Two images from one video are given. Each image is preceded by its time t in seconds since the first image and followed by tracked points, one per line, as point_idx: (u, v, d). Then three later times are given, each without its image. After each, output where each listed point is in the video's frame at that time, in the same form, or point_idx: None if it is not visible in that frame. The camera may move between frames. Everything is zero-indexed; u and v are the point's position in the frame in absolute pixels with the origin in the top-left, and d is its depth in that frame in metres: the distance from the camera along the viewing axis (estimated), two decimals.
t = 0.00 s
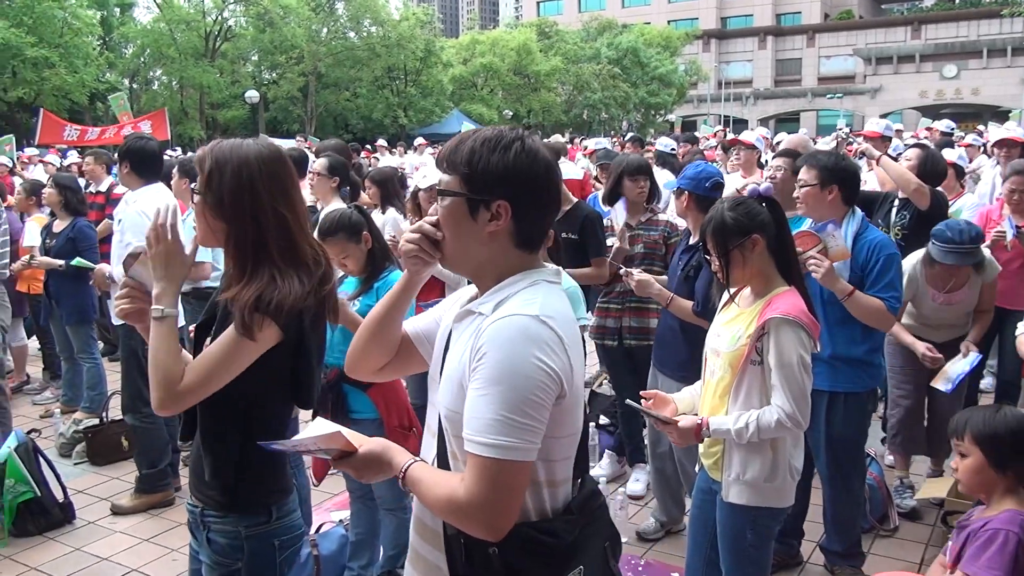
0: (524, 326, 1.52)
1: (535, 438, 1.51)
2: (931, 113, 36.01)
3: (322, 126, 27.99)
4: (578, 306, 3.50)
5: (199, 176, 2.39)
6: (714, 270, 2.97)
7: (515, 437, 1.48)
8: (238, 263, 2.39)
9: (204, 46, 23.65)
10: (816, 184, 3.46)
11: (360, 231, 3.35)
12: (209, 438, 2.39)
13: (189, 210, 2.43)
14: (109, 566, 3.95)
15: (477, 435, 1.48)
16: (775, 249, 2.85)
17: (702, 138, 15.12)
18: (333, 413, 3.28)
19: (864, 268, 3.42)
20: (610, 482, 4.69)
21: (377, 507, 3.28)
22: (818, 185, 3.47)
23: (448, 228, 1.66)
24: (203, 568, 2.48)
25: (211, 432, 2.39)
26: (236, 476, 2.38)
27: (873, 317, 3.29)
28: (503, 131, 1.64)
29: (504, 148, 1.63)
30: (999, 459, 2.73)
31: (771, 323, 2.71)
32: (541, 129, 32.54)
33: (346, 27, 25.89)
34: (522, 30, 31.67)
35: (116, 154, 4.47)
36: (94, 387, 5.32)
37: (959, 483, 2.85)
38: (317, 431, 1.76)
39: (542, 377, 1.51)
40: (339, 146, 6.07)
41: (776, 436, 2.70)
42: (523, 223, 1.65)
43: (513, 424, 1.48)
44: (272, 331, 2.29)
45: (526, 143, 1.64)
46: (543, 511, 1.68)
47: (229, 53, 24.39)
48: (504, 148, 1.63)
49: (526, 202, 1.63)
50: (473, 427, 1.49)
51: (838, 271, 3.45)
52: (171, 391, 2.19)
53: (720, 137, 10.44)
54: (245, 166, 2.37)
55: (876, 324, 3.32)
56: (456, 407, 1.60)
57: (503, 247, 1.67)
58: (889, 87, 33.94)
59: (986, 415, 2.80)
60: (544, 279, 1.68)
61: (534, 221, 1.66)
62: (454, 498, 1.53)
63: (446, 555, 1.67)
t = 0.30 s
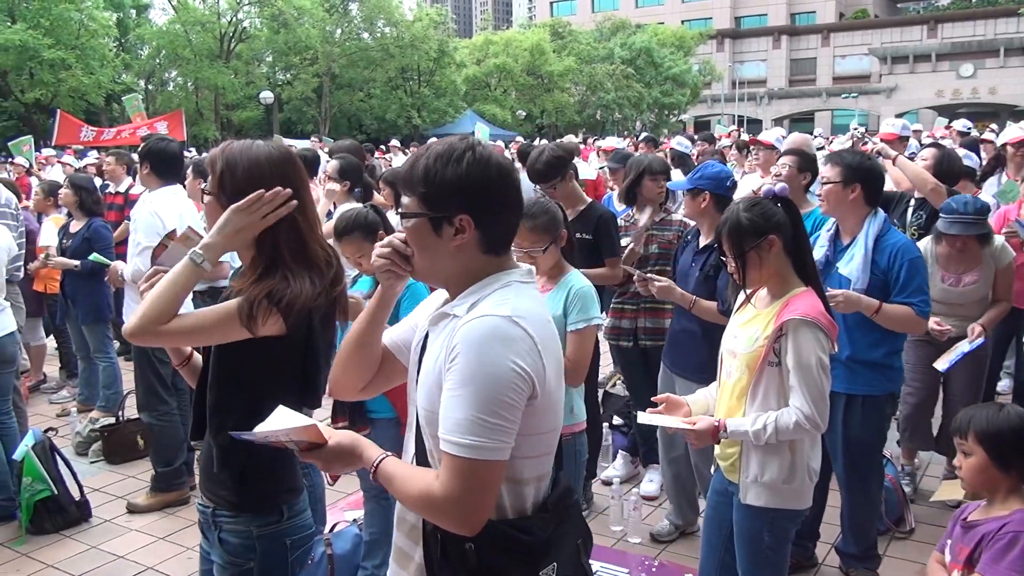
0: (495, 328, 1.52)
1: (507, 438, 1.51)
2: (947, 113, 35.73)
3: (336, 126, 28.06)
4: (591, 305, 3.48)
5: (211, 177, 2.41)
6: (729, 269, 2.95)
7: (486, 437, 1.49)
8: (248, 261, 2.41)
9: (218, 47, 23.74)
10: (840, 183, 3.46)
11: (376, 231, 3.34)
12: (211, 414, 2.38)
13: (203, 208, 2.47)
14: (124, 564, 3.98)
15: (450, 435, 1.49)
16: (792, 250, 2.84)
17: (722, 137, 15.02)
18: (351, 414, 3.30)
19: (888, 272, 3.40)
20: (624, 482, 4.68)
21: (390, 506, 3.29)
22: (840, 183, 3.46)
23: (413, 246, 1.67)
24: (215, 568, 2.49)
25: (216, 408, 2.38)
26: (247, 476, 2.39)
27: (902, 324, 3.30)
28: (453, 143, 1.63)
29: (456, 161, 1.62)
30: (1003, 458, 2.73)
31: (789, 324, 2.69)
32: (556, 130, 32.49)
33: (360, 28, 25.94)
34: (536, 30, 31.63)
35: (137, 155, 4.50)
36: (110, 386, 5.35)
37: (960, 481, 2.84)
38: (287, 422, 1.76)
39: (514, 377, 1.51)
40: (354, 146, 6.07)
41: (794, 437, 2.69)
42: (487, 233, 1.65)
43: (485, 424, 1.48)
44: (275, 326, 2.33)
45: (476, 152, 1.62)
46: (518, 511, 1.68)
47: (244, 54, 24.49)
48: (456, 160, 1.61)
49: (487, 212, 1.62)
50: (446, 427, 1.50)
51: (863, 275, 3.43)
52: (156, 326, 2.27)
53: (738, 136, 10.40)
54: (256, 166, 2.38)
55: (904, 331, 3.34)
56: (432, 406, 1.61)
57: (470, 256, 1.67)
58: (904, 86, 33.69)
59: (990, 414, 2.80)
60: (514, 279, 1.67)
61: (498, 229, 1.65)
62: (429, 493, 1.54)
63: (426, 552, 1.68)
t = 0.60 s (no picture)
0: (491, 318, 1.52)
1: (519, 422, 1.53)
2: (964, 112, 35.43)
3: (351, 126, 28.16)
4: (606, 304, 3.48)
5: (227, 174, 2.41)
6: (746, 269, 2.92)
7: (502, 423, 1.50)
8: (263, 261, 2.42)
9: (235, 48, 23.85)
10: (862, 185, 3.43)
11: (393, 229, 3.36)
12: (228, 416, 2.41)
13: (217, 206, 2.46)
14: (141, 561, 4.01)
15: (461, 427, 1.50)
16: (813, 250, 2.82)
17: (738, 137, 14.95)
18: (369, 415, 3.45)
19: (908, 275, 3.39)
20: (639, 483, 4.68)
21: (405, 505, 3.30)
22: (861, 187, 3.44)
23: (386, 241, 1.65)
24: (228, 566, 2.51)
25: (232, 413, 2.41)
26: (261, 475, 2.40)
27: (922, 326, 3.28)
28: (422, 139, 1.61)
29: (425, 158, 1.61)
30: None
31: (812, 326, 2.68)
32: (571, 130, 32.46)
33: (375, 28, 26.00)
34: (550, 30, 31.61)
35: (155, 156, 4.54)
36: (127, 385, 5.39)
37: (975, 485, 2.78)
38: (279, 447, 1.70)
39: (518, 362, 1.52)
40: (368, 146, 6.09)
41: (815, 439, 2.67)
42: (462, 225, 1.64)
43: (499, 411, 1.49)
44: (291, 329, 2.33)
45: (446, 147, 1.62)
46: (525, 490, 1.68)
47: (260, 55, 24.60)
48: (427, 157, 1.61)
49: (461, 204, 1.62)
50: (455, 421, 1.50)
51: (883, 276, 3.42)
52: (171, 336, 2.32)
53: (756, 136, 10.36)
54: (274, 167, 2.39)
55: (925, 332, 3.32)
56: (430, 402, 1.60)
57: (444, 251, 1.66)
58: (922, 86, 33.43)
59: (1011, 415, 2.77)
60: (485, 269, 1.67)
61: (472, 220, 1.66)
62: (449, 487, 1.53)
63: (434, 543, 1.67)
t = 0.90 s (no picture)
0: (495, 319, 1.52)
1: (525, 422, 1.52)
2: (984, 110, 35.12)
3: (366, 127, 28.24)
4: (622, 305, 3.47)
5: (247, 174, 2.44)
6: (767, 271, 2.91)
7: (507, 423, 1.49)
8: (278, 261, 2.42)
9: (252, 49, 23.97)
10: (881, 186, 3.40)
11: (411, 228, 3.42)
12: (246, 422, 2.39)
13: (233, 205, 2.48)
14: (160, 559, 4.04)
15: (466, 428, 1.50)
16: (831, 252, 2.81)
17: (755, 136, 14.90)
18: (386, 414, 3.47)
19: (929, 273, 3.37)
20: (655, 483, 4.67)
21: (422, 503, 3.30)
22: (879, 187, 3.41)
23: (399, 241, 1.65)
24: (245, 565, 2.53)
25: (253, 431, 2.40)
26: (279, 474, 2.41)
27: (948, 326, 3.26)
28: (428, 137, 1.61)
29: (432, 155, 1.60)
30: None
31: (834, 327, 2.67)
32: (586, 129, 32.43)
33: (390, 29, 26.07)
34: (566, 30, 31.59)
35: (172, 156, 4.58)
36: (146, 384, 5.43)
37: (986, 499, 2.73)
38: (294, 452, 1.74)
39: (521, 362, 1.52)
40: (383, 146, 6.10)
41: (838, 439, 2.67)
42: (473, 224, 1.64)
43: (504, 411, 1.49)
44: (312, 337, 2.24)
45: (452, 145, 1.60)
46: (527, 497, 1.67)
47: (276, 56, 24.71)
48: (433, 155, 1.60)
49: (473, 202, 1.62)
50: (461, 422, 1.50)
51: (904, 277, 3.39)
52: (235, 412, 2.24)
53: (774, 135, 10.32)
54: (291, 167, 2.40)
55: (948, 332, 3.30)
56: (437, 405, 1.60)
57: (458, 248, 1.66)
58: (941, 84, 33.17)
59: None
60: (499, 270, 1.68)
61: (485, 218, 1.66)
62: (459, 490, 1.52)
63: (440, 541, 1.67)
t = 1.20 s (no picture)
0: (493, 326, 1.51)
1: (515, 433, 1.50)
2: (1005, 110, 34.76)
3: (384, 126, 28.34)
4: (639, 307, 3.46)
5: (267, 172, 2.45)
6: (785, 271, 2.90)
7: (495, 433, 1.48)
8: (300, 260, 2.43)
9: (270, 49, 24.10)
10: (902, 185, 3.39)
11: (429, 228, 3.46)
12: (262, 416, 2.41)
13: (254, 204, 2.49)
14: (178, 556, 4.06)
15: (457, 434, 1.49)
16: (848, 250, 2.79)
17: (776, 137, 14.84)
18: (404, 412, 3.48)
19: (947, 270, 3.34)
20: (671, 484, 4.66)
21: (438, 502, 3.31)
22: (901, 184, 3.39)
23: (426, 238, 1.66)
24: (264, 563, 2.55)
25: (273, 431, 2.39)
26: (297, 472, 2.42)
27: (966, 326, 3.23)
28: (450, 136, 1.62)
29: (454, 153, 1.61)
30: None
31: (850, 329, 2.65)
32: (603, 129, 32.39)
33: (407, 29, 26.14)
34: (583, 29, 31.57)
35: (191, 156, 4.62)
36: (164, 381, 5.47)
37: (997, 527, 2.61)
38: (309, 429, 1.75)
39: (514, 373, 1.50)
40: (400, 146, 6.11)
41: (853, 442, 2.65)
42: (499, 221, 1.64)
43: (492, 421, 1.48)
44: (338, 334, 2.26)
45: (472, 141, 1.61)
46: (526, 505, 1.66)
47: (294, 55, 24.83)
48: (454, 153, 1.61)
49: (498, 199, 1.62)
50: (453, 427, 1.50)
51: (923, 276, 3.37)
52: (266, 419, 2.20)
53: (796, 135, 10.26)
54: (311, 165, 2.41)
55: (965, 331, 3.25)
56: (443, 407, 1.61)
57: (485, 245, 1.66)
58: (961, 83, 32.88)
59: None
60: (523, 273, 1.67)
61: (511, 216, 1.65)
62: (443, 494, 1.53)
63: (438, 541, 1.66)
